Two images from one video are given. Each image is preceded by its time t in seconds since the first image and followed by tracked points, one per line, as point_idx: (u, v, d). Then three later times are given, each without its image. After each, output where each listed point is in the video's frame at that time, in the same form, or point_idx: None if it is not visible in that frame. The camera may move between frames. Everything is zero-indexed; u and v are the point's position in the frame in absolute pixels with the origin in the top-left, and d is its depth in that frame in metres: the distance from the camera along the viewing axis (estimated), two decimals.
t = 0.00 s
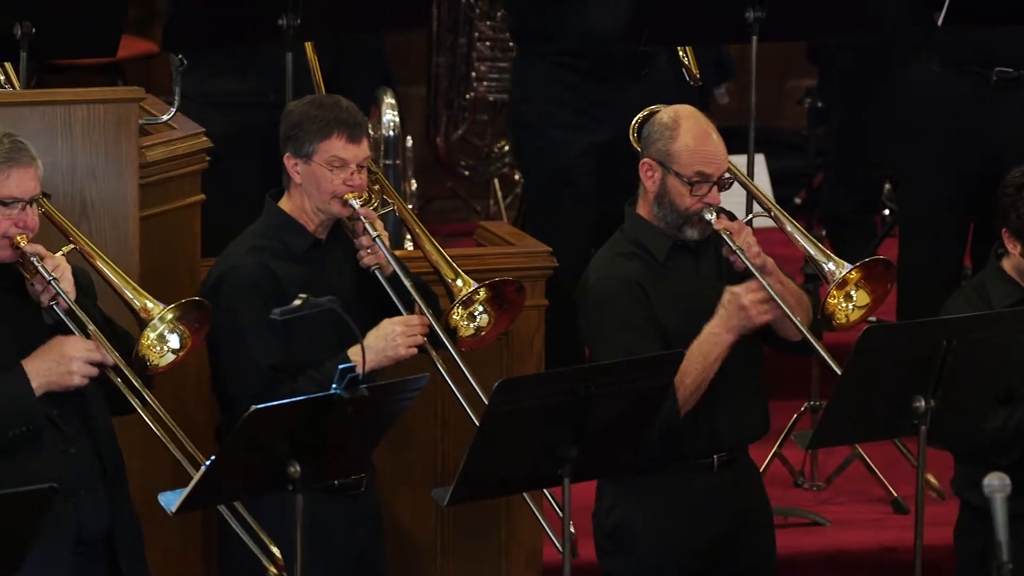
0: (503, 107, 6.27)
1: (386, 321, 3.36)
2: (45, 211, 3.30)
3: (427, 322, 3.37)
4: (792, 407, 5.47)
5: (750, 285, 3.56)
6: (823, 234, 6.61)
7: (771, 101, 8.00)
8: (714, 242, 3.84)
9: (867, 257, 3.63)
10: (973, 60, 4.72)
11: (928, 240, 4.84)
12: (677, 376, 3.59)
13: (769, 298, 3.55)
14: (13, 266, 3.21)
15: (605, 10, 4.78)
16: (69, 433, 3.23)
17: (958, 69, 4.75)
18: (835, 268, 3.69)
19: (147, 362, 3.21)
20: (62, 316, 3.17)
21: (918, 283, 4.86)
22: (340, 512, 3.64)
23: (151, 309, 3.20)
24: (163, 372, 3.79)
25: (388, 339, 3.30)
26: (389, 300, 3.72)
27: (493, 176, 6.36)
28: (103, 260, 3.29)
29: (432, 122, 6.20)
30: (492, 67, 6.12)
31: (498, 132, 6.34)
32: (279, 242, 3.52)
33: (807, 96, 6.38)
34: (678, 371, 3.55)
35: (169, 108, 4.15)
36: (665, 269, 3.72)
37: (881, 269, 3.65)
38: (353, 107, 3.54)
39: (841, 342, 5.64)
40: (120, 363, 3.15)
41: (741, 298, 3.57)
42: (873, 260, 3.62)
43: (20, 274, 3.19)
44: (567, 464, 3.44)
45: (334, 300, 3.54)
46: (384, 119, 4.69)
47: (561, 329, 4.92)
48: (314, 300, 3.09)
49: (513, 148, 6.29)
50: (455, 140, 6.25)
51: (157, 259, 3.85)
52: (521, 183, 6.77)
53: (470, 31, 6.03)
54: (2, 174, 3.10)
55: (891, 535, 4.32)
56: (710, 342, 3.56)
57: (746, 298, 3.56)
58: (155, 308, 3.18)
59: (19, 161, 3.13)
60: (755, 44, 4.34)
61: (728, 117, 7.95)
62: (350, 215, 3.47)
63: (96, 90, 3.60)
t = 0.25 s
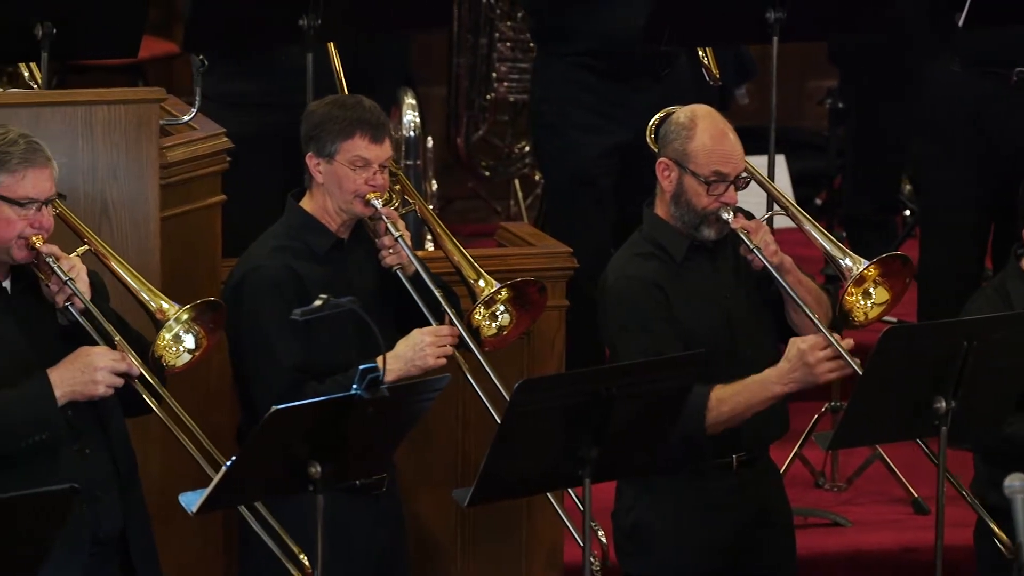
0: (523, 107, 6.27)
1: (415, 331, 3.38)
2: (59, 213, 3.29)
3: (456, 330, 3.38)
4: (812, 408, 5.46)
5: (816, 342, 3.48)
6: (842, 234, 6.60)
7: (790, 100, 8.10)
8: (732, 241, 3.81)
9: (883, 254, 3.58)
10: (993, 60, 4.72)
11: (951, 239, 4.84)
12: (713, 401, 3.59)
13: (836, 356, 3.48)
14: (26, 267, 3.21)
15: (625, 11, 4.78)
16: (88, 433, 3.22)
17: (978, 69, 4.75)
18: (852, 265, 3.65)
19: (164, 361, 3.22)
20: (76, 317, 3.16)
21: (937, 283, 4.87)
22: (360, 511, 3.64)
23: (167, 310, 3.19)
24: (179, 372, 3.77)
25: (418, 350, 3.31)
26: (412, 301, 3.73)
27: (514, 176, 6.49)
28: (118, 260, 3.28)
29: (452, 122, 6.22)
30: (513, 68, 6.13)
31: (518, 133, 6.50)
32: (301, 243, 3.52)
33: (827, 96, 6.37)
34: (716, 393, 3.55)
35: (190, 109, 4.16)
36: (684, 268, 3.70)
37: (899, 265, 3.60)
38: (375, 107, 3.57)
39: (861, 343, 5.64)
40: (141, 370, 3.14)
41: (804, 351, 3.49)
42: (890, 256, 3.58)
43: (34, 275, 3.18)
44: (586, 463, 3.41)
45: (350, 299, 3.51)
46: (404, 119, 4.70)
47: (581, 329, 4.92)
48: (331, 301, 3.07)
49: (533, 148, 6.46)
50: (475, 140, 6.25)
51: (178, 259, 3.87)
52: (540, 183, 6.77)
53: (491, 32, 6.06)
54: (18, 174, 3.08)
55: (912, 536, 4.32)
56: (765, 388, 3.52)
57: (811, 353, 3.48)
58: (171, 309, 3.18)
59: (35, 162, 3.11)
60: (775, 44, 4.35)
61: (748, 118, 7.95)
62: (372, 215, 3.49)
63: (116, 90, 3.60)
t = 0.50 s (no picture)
0: (543, 108, 6.29)
1: (438, 331, 3.40)
2: (75, 214, 3.27)
3: (478, 330, 3.41)
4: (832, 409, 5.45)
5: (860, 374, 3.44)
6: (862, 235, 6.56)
7: (810, 95, 8.08)
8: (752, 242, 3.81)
9: (904, 256, 3.59)
10: (1012, 61, 4.74)
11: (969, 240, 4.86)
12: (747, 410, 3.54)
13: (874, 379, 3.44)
14: (42, 267, 3.18)
15: (644, 12, 4.80)
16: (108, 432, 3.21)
17: (996, 69, 4.77)
18: (872, 266, 3.66)
19: (181, 364, 3.19)
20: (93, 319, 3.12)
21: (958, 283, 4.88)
22: (381, 510, 3.64)
23: (184, 312, 3.17)
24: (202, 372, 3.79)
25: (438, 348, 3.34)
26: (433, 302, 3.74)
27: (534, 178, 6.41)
28: (135, 262, 3.27)
29: (474, 122, 6.25)
30: (533, 68, 6.15)
31: (539, 134, 6.37)
32: (325, 245, 3.54)
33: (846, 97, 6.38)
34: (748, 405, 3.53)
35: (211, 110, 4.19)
36: (705, 269, 3.71)
37: (920, 267, 3.60)
38: (398, 108, 3.58)
39: (881, 344, 5.64)
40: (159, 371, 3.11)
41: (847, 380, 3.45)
42: (910, 258, 3.57)
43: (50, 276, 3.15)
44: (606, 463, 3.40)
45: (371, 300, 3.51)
46: (425, 119, 4.66)
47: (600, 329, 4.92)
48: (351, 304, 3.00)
49: (554, 150, 6.34)
50: (495, 141, 6.29)
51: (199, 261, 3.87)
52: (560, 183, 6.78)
53: (511, 33, 6.10)
54: (36, 175, 3.06)
55: (932, 537, 4.32)
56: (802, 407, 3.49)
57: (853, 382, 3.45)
58: (188, 311, 3.16)
59: (53, 162, 3.09)
60: (795, 45, 4.36)
61: (768, 119, 7.96)
62: (394, 217, 3.51)
63: (137, 91, 3.60)
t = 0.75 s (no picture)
0: (563, 107, 6.28)
1: (459, 334, 3.40)
2: (95, 216, 3.25)
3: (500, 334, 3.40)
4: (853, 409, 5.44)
5: (856, 341, 3.37)
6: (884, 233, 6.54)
7: (831, 96, 8.09)
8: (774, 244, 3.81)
9: (926, 256, 3.59)
10: None
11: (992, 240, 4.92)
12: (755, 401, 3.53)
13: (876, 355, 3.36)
14: (63, 268, 3.16)
15: (663, 12, 4.81)
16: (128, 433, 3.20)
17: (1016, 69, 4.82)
18: (896, 267, 3.65)
19: (202, 365, 3.14)
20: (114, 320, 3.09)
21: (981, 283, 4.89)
22: (401, 511, 3.65)
23: (206, 312, 3.11)
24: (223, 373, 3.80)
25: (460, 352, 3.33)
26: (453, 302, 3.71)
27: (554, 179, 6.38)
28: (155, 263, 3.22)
29: (493, 122, 6.26)
30: (553, 68, 6.17)
31: (558, 134, 6.36)
32: (346, 245, 3.55)
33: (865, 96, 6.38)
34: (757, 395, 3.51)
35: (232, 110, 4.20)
36: (726, 271, 3.71)
37: (942, 268, 3.59)
38: (420, 109, 3.58)
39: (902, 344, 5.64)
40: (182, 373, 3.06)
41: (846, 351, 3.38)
42: (933, 259, 3.57)
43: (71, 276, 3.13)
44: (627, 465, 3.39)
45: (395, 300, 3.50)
46: (445, 119, 4.64)
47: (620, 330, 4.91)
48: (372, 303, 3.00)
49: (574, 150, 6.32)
50: (515, 141, 6.27)
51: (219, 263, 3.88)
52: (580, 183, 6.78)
53: (532, 33, 6.14)
54: (58, 175, 3.04)
55: (952, 537, 4.33)
56: (804, 388, 3.45)
57: (852, 353, 3.37)
58: (209, 311, 3.10)
59: (76, 163, 3.07)
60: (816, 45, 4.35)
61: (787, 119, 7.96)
62: (416, 218, 3.52)
63: (156, 90, 3.60)
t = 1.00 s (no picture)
0: (584, 108, 6.28)
1: (482, 332, 3.39)
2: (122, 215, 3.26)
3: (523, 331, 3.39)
4: (873, 410, 5.44)
5: (850, 309, 3.41)
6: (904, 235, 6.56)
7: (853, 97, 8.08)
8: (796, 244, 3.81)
9: (948, 258, 3.58)
10: None
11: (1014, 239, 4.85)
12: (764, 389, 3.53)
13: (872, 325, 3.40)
14: (89, 267, 3.16)
15: (685, 12, 4.82)
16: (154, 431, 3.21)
17: None
18: (917, 269, 3.66)
19: (227, 364, 3.14)
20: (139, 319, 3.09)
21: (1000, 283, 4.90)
22: (423, 510, 3.64)
23: (229, 312, 3.12)
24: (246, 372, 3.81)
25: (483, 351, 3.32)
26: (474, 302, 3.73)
27: (574, 177, 6.46)
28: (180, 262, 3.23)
29: (514, 122, 6.27)
30: (574, 68, 6.15)
31: (580, 134, 6.39)
32: (368, 245, 3.54)
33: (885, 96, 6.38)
34: (765, 380, 3.51)
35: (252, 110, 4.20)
36: (748, 270, 3.70)
37: (964, 269, 3.58)
38: (441, 108, 3.59)
39: (921, 345, 5.64)
40: (206, 371, 3.06)
41: (840, 320, 3.42)
42: (954, 261, 3.57)
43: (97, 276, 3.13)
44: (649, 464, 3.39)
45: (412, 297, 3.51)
46: (466, 119, 4.65)
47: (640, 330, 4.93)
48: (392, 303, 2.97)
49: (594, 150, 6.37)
50: (536, 140, 6.29)
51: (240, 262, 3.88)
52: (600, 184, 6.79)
53: (553, 32, 6.11)
54: (83, 174, 3.03)
55: (974, 537, 4.33)
56: (806, 363, 3.47)
57: (847, 321, 3.41)
58: (233, 310, 3.11)
59: (101, 162, 3.06)
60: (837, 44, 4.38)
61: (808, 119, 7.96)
62: (438, 218, 3.53)
63: (176, 90, 3.59)
